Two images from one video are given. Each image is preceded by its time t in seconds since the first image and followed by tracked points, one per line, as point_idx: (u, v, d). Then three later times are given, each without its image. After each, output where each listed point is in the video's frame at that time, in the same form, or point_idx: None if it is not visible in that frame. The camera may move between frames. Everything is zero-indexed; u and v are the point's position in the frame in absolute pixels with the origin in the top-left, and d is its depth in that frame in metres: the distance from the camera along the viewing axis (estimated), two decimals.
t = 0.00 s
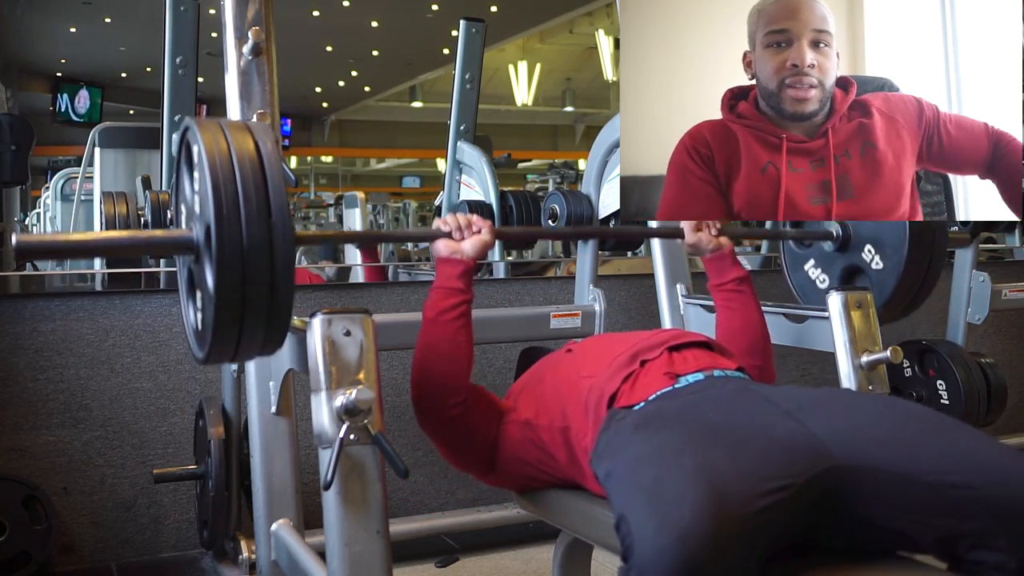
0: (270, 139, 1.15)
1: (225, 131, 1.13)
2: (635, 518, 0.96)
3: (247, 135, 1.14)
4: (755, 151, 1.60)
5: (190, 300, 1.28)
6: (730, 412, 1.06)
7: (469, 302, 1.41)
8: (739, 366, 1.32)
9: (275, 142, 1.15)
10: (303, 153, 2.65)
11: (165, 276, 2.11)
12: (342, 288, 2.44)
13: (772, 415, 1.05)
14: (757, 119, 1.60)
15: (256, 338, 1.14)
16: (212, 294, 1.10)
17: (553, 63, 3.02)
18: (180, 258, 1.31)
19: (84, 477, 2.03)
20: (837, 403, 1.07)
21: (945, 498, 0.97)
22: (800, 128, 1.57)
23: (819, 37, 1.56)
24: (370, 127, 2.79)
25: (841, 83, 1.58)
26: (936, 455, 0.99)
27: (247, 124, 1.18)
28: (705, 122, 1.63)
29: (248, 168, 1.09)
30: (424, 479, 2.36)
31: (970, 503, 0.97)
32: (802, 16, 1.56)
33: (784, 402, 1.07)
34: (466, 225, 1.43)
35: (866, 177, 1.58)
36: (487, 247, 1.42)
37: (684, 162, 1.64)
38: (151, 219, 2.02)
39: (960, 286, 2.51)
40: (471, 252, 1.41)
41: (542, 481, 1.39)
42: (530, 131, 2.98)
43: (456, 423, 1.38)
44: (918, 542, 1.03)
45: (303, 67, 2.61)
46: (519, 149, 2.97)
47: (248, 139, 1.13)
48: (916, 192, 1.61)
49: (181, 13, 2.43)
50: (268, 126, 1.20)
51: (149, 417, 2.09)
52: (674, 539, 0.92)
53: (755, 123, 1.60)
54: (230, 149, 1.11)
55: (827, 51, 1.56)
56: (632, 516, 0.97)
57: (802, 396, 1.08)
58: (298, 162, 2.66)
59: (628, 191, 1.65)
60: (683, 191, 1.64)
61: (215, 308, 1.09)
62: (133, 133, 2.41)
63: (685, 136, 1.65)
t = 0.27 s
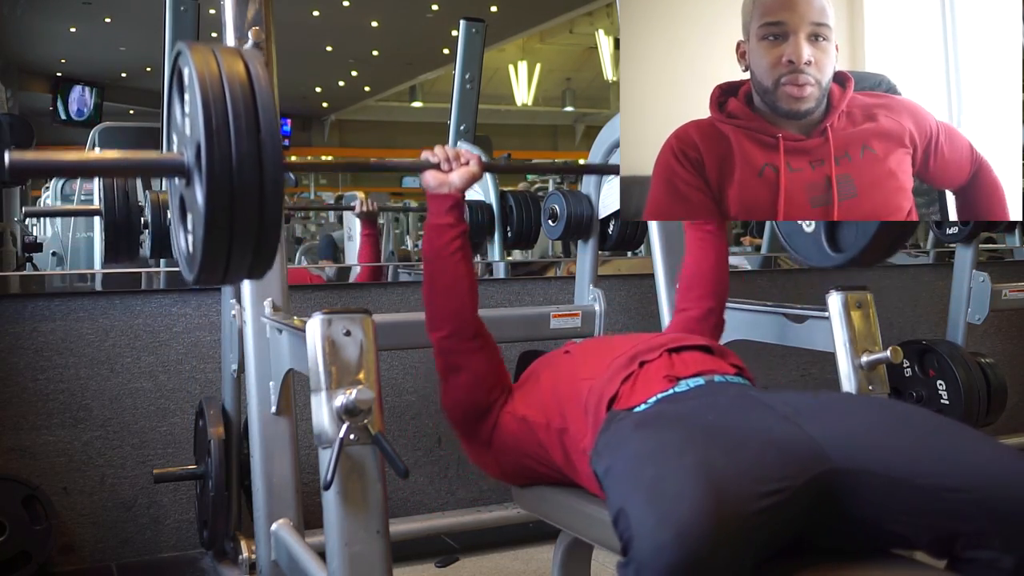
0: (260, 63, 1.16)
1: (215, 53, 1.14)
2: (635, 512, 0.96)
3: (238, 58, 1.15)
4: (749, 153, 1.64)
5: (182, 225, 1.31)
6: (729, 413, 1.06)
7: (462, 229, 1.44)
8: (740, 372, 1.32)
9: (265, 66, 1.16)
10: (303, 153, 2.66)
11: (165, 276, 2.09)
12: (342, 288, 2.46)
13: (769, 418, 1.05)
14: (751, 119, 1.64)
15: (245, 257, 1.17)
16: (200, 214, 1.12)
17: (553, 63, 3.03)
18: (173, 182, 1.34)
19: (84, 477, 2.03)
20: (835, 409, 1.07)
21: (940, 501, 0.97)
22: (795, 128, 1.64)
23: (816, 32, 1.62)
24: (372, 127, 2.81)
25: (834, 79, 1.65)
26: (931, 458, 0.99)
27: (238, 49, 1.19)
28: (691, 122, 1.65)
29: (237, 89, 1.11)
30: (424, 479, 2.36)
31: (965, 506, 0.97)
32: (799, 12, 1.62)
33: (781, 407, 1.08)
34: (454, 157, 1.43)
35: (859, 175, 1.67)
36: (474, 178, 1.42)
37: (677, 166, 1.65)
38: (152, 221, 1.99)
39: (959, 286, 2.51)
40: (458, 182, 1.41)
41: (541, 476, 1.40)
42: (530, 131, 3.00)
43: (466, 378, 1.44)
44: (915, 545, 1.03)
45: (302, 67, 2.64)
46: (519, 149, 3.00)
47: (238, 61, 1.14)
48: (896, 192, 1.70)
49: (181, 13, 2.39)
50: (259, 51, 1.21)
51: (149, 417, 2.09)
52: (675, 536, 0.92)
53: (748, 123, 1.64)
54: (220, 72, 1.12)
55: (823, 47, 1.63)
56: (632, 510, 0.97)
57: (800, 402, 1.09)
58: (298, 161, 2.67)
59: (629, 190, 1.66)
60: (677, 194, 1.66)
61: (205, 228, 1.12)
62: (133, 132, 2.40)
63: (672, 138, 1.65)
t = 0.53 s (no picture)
0: (256, 99, 1.18)
1: (213, 91, 1.16)
2: (633, 517, 0.96)
3: (234, 96, 1.17)
4: (750, 153, 1.65)
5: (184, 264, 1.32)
6: (728, 414, 1.07)
7: (458, 265, 1.41)
8: (731, 372, 1.32)
9: (261, 103, 1.18)
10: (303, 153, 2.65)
11: (165, 276, 2.10)
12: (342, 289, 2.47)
13: (768, 419, 1.06)
14: (750, 122, 1.64)
15: (246, 296, 1.19)
16: (199, 250, 1.13)
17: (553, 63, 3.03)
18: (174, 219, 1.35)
19: (84, 477, 2.03)
20: (835, 411, 1.07)
21: (942, 498, 0.97)
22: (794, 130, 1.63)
23: (820, 40, 1.61)
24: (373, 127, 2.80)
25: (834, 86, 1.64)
26: (932, 455, 0.99)
27: (235, 86, 1.21)
28: (690, 124, 1.66)
29: (234, 127, 1.13)
30: (425, 479, 2.36)
31: (968, 504, 0.97)
32: (804, 17, 1.60)
33: (779, 409, 1.08)
34: (453, 189, 1.39)
35: (859, 178, 1.66)
36: (474, 212, 1.38)
37: (676, 165, 1.67)
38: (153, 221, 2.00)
39: (959, 286, 2.51)
40: (457, 216, 1.38)
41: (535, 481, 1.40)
42: (530, 131, 2.98)
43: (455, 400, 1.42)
44: (916, 542, 1.03)
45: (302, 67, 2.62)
46: (519, 149, 2.97)
47: (235, 99, 1.16)
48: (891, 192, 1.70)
49: (181, 13, 2.41)
50: (255, 87, 1.23)
51: (149, 417, 2.09)
52: (673, 538, 0.92)
53: (748, 125, 1.65)
54: (217, 109, 1.14)
55: (826, 54, 1.61)
56: (630, 516, 0.97)
57: (798, 404, 1.09)
58: (298, 162, 2.67)
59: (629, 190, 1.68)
60: (677, 196, 1.68)
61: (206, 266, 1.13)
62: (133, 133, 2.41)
63: (672, 136, 1.66)
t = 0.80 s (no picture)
0: (264, 184, 1.07)
1: (218, 178, 1.05)
2: (633, 519, 0.96)
3: (241, 181, 1.06)
4: (744, 160, 1.65)
5: (190, 350, 1.20)
6: (730, 418, 1.07)
7: (465, 342, 1.34)
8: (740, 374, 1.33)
9: (269, 186, 1.07)
10: (303, 153, 2.71)
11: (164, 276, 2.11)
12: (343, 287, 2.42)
13: (773, 422, 1.05)
14: (744, 129, 1.65)
15: (257, 390, 1.07)
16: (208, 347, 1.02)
17: (551, 64, 3.25)
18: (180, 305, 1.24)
19: (84, 477, 2.03)
20: (840, 412, 1.07)
21: (947, 502, 0.97)
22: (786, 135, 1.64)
23: (821, 54, 1.62)
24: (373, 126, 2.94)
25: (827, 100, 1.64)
26: (937, 459, 0.99)
27: (241, 167, 1.10)
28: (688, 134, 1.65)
29: (242, 218, 1.02)
30: (425, 479, 2.35)
31: (973, 508, 0.97)
32: (808, 31, 1.61)
33: (785, 411, 1.08)
34: (463, 265, 1.37)
35: (851, 183, 1.67)
36: (484, 287, 1.35)
37: (678, 175, 1.66)
38: (153, 219, 2.03)
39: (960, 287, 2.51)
40: (468, 292, 1.34)
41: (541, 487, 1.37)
42: (529, 130, 3.07)
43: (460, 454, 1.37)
44: (920, 546, 1.03)
45: (301, 67, 2.64)
46: (519, 149, 2.99)
47: (242, 183, 1.06)
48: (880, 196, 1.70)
49: (181, 13, 2.44)
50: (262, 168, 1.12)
51: (149, 417, 2.09)
52: (673, 541, 0.92)
53: (744, 133, 1.65)
54: (224, 197, 1.03)
55: (825, 68, 1.63)
56: (631, 519, 0.97)
57: (803, 404, 1.09)
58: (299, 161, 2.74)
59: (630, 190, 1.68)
60: (674, 202, 1.67)
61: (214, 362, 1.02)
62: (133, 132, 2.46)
63: (669, 146, 1.66)
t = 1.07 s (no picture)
0: (265, 224, 1.08)
1: (219, 219, 1.06)
2: (642, 519, 0.97)
3: (242, 222, 1.07)
4: (741, 161, 1.65)
5: (189, 392, 1.19)
6: (733, 419, 1.07)
7: (470, 380, 1.31)
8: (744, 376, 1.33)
9: (270, 228, 1.08)
10: (303, 154, 2.63)
11: (164, 276, 2.12)
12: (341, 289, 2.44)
13: (777, 423, 1.06)
14: (743, 132, 1.64)
15: (258, 430, 1.06)
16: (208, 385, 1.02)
17: (553, 63, 3.01)
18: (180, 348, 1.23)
19: (84, 477, 2.03)
20: (844, 413, 1.07)
21: (951, 504, 0.97)
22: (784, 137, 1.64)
23: (818, 54, 1.62)
24: (373, 129, 2.77)
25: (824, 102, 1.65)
26: (941, 461, 0.99)
27: (242, 209, 1.11)
28: (684, 138, 1.64)
29: (243, 257, 1.03)
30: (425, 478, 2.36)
31: (977, 510, 0.97)
32: (807, 32, 1.61)
33: (790, 412, 1.08)
34: (466, 301, 1.31)
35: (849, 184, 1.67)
36: (489, 324, 1.31)
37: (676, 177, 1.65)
38: (152, 220, 2.02)
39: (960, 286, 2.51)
40: (472, 330, 1.30)
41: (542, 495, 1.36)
42: (530, 131, 2.99)
43: (463, 483, 1.37)
44: (923, 547, 1.03)
45: (302, 66, 2.62)
46: (520, 149, 2.98)
47: (242, 225, 1.07)
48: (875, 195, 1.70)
49: (181, 13, 2.47)
50: (262, 210, 1.13)
51: (149, 417, 2.09)
52: (681, 541, 0.92)
53: (744, 136, 1.64)
54: (225, 238, 1.04)
55: (823, 67, 1.63)
56: (639, 519, 0.97)
57: (807, 406, 1.09)
58: (298, 162, 2.62)
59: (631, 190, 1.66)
60: (673, 205, 1.66)
61: (214, 401, 1.01)
62: (133, 133, 2.45)
63: (667, 150, 1.65)
